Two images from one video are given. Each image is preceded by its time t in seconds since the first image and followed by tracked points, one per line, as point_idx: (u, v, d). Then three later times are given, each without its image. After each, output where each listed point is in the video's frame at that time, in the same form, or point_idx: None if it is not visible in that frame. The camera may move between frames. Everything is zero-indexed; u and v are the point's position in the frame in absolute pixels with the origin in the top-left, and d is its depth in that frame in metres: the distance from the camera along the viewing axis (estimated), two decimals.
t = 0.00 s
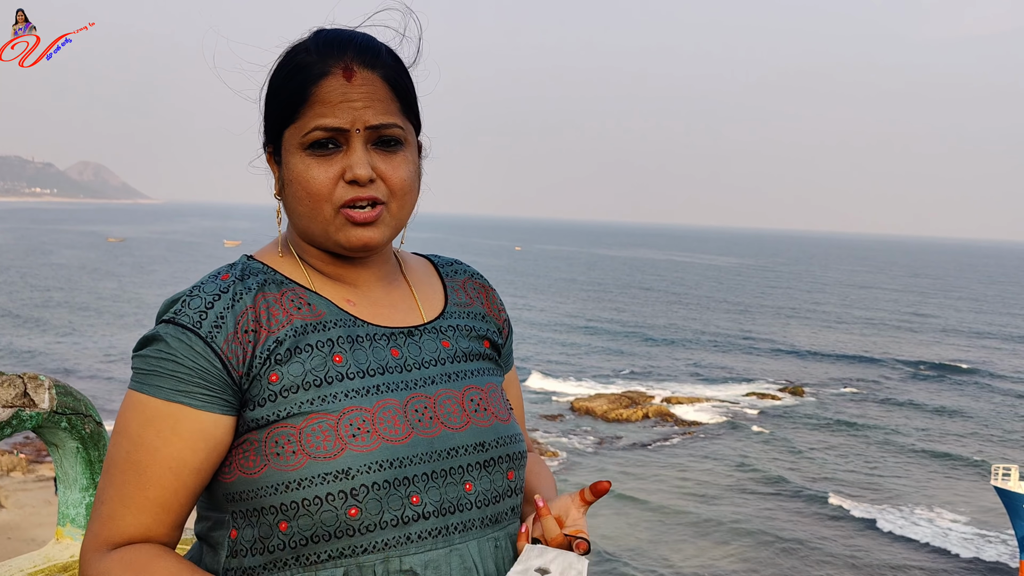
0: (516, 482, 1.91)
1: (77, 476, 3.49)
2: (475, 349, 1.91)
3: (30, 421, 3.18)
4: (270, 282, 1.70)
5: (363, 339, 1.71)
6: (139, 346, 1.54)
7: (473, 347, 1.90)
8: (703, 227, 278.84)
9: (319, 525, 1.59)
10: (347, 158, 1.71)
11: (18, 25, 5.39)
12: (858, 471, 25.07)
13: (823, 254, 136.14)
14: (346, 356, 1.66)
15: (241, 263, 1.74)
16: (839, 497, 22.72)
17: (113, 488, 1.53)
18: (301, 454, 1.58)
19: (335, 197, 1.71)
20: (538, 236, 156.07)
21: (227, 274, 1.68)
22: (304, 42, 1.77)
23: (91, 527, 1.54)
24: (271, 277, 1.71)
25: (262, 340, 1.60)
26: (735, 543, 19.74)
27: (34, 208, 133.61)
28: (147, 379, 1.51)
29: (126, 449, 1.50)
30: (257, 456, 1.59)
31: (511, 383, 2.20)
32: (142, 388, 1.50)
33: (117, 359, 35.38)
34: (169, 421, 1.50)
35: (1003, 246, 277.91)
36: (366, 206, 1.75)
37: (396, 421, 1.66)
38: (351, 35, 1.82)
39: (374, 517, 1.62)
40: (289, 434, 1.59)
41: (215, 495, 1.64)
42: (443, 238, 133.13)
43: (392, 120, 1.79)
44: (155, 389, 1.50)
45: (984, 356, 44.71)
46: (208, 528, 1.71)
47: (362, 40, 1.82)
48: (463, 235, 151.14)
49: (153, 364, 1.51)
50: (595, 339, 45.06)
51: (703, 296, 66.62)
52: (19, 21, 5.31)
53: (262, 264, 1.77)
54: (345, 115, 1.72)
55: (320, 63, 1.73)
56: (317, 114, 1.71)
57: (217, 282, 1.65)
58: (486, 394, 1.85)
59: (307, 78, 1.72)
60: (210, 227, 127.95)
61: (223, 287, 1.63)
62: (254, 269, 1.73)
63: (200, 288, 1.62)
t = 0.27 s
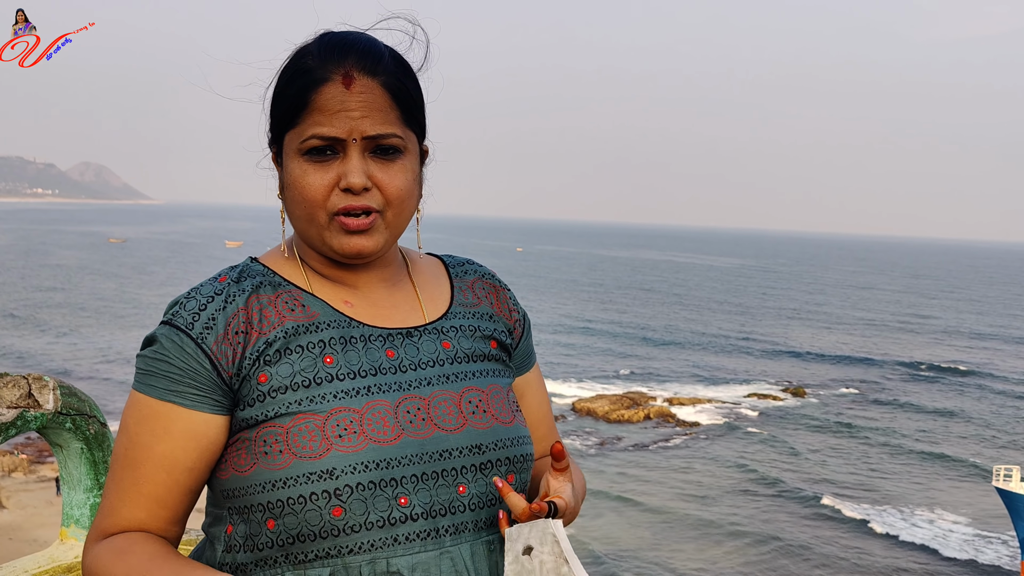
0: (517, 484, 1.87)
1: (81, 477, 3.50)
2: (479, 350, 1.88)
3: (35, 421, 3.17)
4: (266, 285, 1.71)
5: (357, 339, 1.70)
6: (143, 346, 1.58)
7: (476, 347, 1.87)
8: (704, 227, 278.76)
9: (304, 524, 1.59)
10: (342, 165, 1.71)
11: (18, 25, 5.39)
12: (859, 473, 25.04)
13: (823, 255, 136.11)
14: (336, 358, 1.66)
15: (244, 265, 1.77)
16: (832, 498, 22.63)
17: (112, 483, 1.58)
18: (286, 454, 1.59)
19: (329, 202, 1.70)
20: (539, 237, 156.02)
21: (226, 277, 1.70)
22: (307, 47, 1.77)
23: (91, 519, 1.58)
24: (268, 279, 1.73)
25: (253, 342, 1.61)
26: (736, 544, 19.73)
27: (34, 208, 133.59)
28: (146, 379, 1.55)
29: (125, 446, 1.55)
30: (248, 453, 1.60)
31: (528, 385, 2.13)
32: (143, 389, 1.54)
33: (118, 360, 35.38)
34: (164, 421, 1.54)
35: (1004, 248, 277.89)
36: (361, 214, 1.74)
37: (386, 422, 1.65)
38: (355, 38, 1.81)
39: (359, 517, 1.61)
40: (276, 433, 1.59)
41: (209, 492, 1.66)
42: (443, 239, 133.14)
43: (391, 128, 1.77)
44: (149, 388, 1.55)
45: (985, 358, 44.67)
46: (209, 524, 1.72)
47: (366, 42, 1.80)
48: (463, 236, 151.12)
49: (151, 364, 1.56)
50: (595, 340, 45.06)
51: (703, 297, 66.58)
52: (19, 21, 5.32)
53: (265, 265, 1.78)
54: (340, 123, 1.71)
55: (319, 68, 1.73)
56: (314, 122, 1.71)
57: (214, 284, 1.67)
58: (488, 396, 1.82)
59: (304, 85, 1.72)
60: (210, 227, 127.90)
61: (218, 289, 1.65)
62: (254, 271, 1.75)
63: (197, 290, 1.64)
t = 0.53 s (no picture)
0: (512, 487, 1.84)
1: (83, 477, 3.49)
2: (481, 350, 1.85)
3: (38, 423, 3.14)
4: (265, 282, 1.74)
5: (351, 338, 1.70)
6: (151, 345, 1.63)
7: (479, 348, 1.85)
8: (705, 228, 278.75)
9: (289, 520, 1.60)
10: (339, 163, 1.70)
11: (18, 25, 5.40)
12: (860, 475, 25.03)
13: (824, 257, 136.04)
14: (329, 355, 1.67)
15: (249, 264, 1.80)
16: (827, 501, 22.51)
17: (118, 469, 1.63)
18: (273, 449, 1.61)
19: (324, 200, 1.71)
20: (539, 238, 156.02)
21: (227, 276, 1.74)
22: (314, 48, 1.77)
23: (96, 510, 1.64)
24: (268, 278, 1.75)
25: (244, 338, 1.64)
26: (736, 546, 19.72)
27: (36, 209, 133.69)
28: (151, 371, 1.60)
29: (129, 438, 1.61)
30: (239, 449, 1.63)
31: (543, 387, 2.08)
32: (147, 382, 1.60)
33: (119, 360, 35.40)
34: (161, 413, 1.60)
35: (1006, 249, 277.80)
36: (353, 213, 1.74)
37: (375, 420, 1.65)
38: (363, 36, 1.80)
39: (340, 515, 1.61)
40: (265, 429, 1.62)
41: (207, 485, 1.69)
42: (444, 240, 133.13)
43: (390, 130, 1.75)
44: (150, 378, 1.61)
45: (986, 360, 44.63)
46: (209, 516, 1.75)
47: (373, 43, 1.80)
48: (464, 236, 151.05)
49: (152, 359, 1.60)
50: (596, 342, 45.06)
51: (704, 298, 66.53)
52: (19, 20, 5.31)
53: (270, 266, 1.81)
54: (339, 121, 1.71)
55: (323, 67, 1.74)
56: (314, 121, 1.72)
57: (216, 282, 1.72)
58: (485, 398, 1.80)
59: (308, 84, 1.74)
60: (211, 228, 127.91)
61: (218, 287, 1.70)
62: (257, 270, 1.77)
63: (198, 288, 1.69)
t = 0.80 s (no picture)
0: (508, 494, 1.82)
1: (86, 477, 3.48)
2: (486, 357, 1.83)
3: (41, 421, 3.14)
4: (271, 281, 1.75)
5: (352, 340, 1.70)
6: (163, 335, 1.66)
7: (483, 355, 1.83)
8: (706, 229, 278.78)
9: (279, 516, 1.62)
10: (352, 169, 1.71)
11: (20, 26, 5.40)
12: (860, 478, 25.01)
13: (825, 258, 135.97)
14: (329, 356, 1.68)
15: (258, 263, 1.82)
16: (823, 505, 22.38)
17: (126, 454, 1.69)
18: (268, 445, 1.63)
19: (337, 204, 1.71)
20: (541, 239, 155.99)
21: (236, 271, 1.76)
22: (336, 50, 1.77)
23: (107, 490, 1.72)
24: (275, 276, 1.77)
25: (244, 334, 1.66)
26: (735, 548, 19.72)
27: (39, 208, 133.83)
28: (164, 360, 1.65)
29: (138, 427, 1.66)
30: (238, 443, 1.66)
31: (553, 397, 2.05)
32: (158, 371, 1.65)
33: (120, 360, 35.44)
34: (168, 402, 1.65)
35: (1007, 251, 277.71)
36: (366, 217, 1.74)
37: (369, 421, 1.65)
38: (384, 42, 1.79)
39: (330, 512, 1.62)
40: (262, 424, 1.64)
41: (208, 470, 1.73)
42: (445, 241, 133.13)
43: (405, 138, 1.74)
44: (157, 365, 1.66)
45: (987, 363, 44.59)
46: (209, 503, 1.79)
47: (399, 50, 1.79)
48: (464, 237, 150.99)
49: (165, 347, 1.66)
50: (596, 343, 45.08)
51: (705, 300, 66.49)
52: (22, 21, 5.34)
53: (282, 263, 1.83)
54: (354, 129, 1.71)
55: (342, 74, 1.73)
56: (331, 126, 1.72)
57: (225, 277, 1.75)
58: (485, 405, 1.78)
59: (329, 90, 1.73)
60: (213, 228, 128.05)
61: (226, 281, 1.74)
62: (266, 267, 1.80)
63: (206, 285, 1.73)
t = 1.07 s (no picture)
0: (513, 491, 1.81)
1: (84, 476, 3.47)
2: (490, 355, 1.83)
3: (38, 420, 3.12)
4: (281, 280, 1.75)
5: (359, 337, 1.70)
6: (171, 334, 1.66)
7: (487, 353, 1.83)
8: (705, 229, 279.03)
9: (286, 514, 1.62)
10: (392, 170, 1.70)
11: (18, 25, 5.39)
12: (859, 479, 25.02)
13: (824, 258, 136.04)
14: (336, 354, 1.67)
15: (267, 262, 1.81)
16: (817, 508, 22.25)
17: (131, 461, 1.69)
18: (275, 443, 1.63)
19: (377, 204, 1.70)
20: (540, 239, 156.11)
21: (244, 272, 1.75)
22: (354, 49, 1.76)
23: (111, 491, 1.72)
24: (284, 275, 1.77)
25: (257, 333, 1.66)
26: (734, 549, 19.71)
27: (38, 208, 133.84)
28: (171, 363, 1.65)
29: (147, 429, 1.66)
30: (246, 442, 1.65)
31: (554, 399, 2.03)
32: (165, 374, 1.64)
33: (120, 359, 35.46)
34: (175, 403, 1.64)
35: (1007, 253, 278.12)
36: (402, 216, 1.74)
37: (375, 419, 1.65)
38: (407, 43, 1.79)
39: (336, 511, 1.61)
40: (270, 422, 1.63)
41: (215, 474, 1.71)
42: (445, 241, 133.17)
43: (439, 137, 1.76)
44: (164, 368, 1.65)
45: (986, 364, 44.64)
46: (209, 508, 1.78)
47: (417, 52, 1.79)
48: (464, 236, 150.98)
49: (171, 352, 1.65)
50: (596, 343, 45.09)
51: (704, 300, 66.51)
52: (19, 21, 5.33)
53: (288, 263, 1.83)
54: (396, 129, 1.70)
55: (375, 75, 1.72)
56: (366, 125, 1.70)
57: (234, 278, 1.74)
58: (490, 403, 1.78)
59: (362, 90, 1.70)
60: (212, 228, 128.16)
61: (235, 282, 1.73)
62: (273, 266, 1.80)
63: (217, 283, 1.73)
